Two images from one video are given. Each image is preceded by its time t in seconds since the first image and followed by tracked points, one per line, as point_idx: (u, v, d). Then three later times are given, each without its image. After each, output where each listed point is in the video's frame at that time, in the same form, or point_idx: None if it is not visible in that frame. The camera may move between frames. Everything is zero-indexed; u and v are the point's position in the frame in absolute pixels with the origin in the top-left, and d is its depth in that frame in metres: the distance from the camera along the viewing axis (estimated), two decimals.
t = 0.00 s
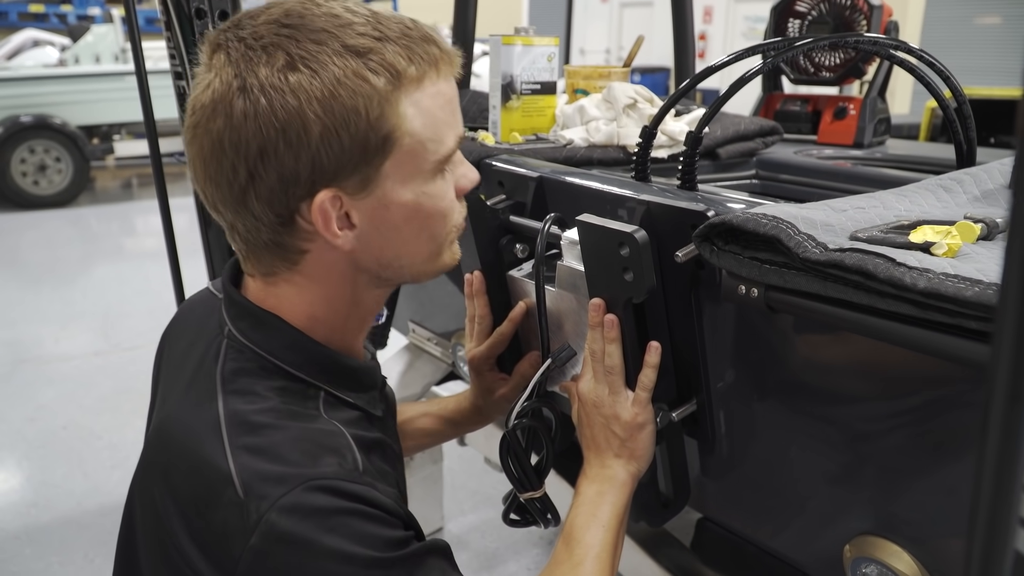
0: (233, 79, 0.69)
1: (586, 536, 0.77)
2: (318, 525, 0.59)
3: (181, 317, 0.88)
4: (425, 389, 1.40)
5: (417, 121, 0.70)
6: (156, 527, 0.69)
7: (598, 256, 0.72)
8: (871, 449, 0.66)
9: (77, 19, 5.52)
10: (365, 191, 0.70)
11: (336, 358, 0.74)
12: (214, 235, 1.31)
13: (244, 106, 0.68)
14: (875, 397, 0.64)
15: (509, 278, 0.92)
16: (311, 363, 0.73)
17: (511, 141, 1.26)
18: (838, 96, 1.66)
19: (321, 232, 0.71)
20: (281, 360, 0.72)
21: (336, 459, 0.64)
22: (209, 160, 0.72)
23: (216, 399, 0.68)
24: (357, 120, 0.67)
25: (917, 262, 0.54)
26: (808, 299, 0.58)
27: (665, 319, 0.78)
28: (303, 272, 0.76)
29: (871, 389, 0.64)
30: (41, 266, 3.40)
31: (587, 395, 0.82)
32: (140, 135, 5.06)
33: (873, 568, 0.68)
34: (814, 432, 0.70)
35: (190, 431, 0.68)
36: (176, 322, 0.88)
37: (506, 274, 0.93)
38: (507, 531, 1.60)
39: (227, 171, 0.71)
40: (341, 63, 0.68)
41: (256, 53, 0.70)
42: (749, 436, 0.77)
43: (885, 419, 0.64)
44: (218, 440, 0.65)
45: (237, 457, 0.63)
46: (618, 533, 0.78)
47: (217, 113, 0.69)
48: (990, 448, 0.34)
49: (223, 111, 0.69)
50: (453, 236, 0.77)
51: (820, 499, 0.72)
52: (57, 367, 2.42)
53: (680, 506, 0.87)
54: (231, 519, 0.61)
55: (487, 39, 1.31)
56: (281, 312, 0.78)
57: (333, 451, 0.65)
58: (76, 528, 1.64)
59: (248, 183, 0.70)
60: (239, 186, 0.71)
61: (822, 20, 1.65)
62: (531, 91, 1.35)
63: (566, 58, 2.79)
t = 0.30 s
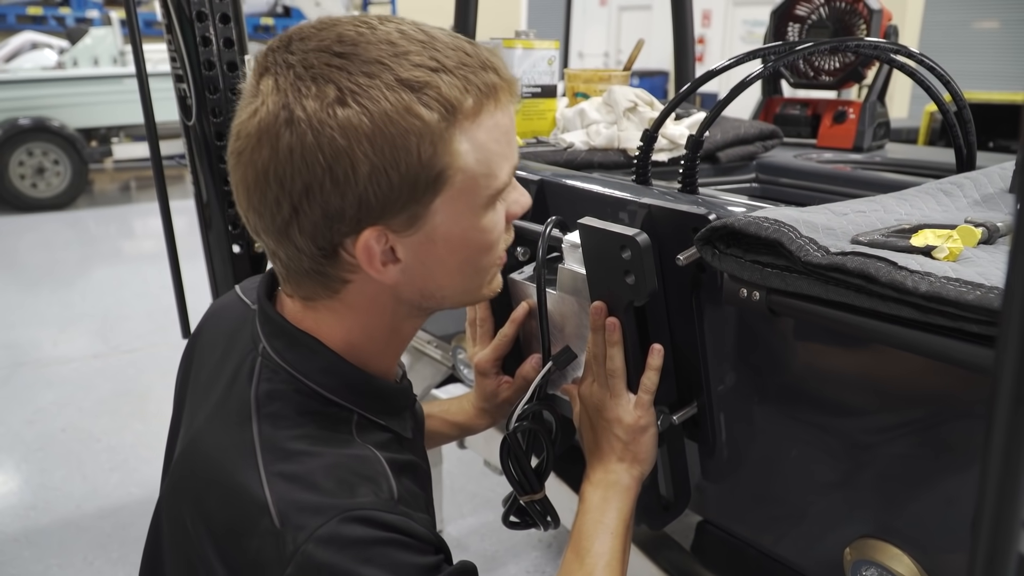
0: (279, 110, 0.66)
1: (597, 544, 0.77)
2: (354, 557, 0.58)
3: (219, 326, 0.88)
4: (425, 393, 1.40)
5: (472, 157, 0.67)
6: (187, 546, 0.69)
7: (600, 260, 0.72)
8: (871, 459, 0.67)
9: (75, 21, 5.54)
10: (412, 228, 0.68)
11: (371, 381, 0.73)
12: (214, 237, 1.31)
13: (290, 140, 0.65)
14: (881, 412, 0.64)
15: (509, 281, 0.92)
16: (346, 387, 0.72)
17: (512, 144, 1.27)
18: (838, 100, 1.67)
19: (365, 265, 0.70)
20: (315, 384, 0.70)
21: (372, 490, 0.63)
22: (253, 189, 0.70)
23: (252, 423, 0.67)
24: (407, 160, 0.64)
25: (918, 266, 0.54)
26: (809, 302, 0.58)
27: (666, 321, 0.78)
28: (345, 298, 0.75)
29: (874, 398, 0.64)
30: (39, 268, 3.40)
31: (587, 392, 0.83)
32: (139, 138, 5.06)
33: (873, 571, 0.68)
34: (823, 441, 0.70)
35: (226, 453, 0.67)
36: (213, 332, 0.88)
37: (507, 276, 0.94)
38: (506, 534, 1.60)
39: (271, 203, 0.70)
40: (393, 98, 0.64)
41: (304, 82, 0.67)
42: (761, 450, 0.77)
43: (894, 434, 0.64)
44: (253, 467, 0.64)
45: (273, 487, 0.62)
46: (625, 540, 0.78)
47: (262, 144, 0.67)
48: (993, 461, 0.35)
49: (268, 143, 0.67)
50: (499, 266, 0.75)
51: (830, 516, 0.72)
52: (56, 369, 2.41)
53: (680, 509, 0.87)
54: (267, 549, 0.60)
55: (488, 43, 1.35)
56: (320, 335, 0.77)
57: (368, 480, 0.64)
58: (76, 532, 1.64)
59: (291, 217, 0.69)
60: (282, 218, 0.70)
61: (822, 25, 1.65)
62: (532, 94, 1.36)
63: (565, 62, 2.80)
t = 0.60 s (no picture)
0: (318, 134, 0.65)
1: (605, 545, 0.77)
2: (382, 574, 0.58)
3: (239, 337, 0.87)
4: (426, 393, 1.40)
5: (509, 186, 0.67)
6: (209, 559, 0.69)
7: (600, 258, 0.73)
8: (866, 455, 0.68)
9: (67, 27, 5.53)
10: (445, 255, 0.69)
11: (393, 395, 0.73)
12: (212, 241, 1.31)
13: (329, 167, 0.65)
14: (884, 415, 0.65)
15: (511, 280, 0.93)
16: (370, 403, 0.72)
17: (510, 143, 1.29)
18: (832, 97, 1.67)
19: (395, 290, 0.70)
20: (342, 400, 0.70)
21: (399, 508, 0.64)
22: (285, 209, 0.70)
23: (275, 439, 0.67)
24: (446, 191, 0.64)
25: (917, 259, 0.54)
26: (809, 297, 0.59)
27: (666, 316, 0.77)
28: (372, 318, 0.75)
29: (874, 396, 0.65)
30: (35, 275, 3.40)
31: (586, 388, 0.83)
32: (134, 143, 5.06)
33: (876, 564, 0.69)
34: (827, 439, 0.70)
35: (250, 470, 0.67)
36: (235, 341, 0.87)
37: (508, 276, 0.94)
38: (506, 533, 1.61)
39: (303, 225, 0.69)
40: (435, 128, 0.64)
41: (344, 106, 0.66)
42: (769, 454, 0.77)
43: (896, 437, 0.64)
44: (279, 485, 0.64)
45: (300, 505, 0.62)
46: (631, 542, 0.79)
47: (298, 167, 0.67)
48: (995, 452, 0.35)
49: (305, 167, 0.66)
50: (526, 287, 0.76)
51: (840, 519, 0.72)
52: (53, 376, 2.41)
53: (682, 506, 0.87)
54: (295, 567, 0.61)
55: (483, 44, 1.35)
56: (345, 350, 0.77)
57: (394, 498, 0.65)
58: (76, 538, 1.64)
59: (324, 241, 0.69)
60: (314, 240, 0.70)
61: (816, 22, 1.66)
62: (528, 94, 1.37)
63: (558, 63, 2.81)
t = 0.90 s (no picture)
0: (348, 139, 0.65)
1: (600, 548, 0.80)
2: None
3: (241, 336, 0.87)
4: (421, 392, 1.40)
5: (525, 220, 0.68)
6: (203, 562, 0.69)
7: (598, 258, 0.73)
8: (860, 456, 0.68)
9: (60, 21, 5.50)
10: (450, 278, 0.69)
11: (388, 404, 0.72)
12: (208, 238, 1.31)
13: (354, 175, 0.64)
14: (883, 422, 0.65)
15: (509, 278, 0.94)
16: (367, 412, 0.71)
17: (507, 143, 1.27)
18: (828, 99, 1.68)
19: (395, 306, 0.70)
20: (337, 408, 0.70)
21: (392, 519, 0.65)
22: (300, 210, 0.69)
23: (270, 448, 0.67)
24: (467, 217, 0.65)
25: (914, 262, 0.54)
26: (806, 298, 0.59)
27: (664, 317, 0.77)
28: (371, 328, 0.75)
29: (871, 401, 0.65)
30: (27, 271, 3.38)
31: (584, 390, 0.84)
32: (127, 139, 5.04)
33: (870, 565, 0.69)
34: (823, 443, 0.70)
35: (244, 476, 0.67)
36: (236, 342, 0.87)
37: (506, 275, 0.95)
38: (500, 532, 1.61)
39: (316, 229, 0.69)
40: (468, 152, 0.64)
41: (379, 116, 0.65)
42: (763, 461, 0.77)
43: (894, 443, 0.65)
44: (272, 494, 0.64)
45: (292, 518, 0.62)
46: (625, 542, 0.81)
47: (322, 170, 0.66)
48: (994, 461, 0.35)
49: (329, 170, 0.65)
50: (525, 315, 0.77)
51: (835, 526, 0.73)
52: (46, 372, 2.40)
53: (676, 506, 0.87)
54: None
55: (480, 43, 1.34)
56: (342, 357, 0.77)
57: (387, 508, 0.66)
58: (68, 535, 1.63)
59: (335, 249, 0.68)
60: (324, 245, 0.69)
61: (812, 24, 1.66)
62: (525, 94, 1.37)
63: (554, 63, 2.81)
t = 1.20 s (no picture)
0: (338, 134, 0.64)
1: (576, 547, 0.80)
2: None
3: (229, 338, 0.87)
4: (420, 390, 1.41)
5: (515, 213, 0.68)
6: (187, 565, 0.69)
7: (597, 256, 0.73)
8: (858, 451, 0.68)
9: (52, 22, 5.48)
10: (439, 273, 0.69)
11: (375, 408, 0.72)
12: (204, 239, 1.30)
13: (344, 168, 0.64)
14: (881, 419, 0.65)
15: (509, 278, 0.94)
16: (355, 412, 0.71)
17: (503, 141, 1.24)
18: (823, 95, 1.68)
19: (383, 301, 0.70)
20: (325, 411, 0.70)
21: (381, 524, 0.64)
22: (287, 207, 0.68)
23: (257, 452, 0.67)
24: (459, 210, 0.65)
25: (915, 257, 0.54)
26: (808, 294, 0.59)
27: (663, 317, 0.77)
28: (360, 328, 0.74)
29: (869, 394, 0.65)
30: (20, 272, 3.37)
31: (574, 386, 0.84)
32: (120, 139, 5.02)
33: (870, 560, 0.69)
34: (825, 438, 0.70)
35: (232, 480, 0.66)
36: (224, 344, 0.87)
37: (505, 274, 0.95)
38: (498, 531, 1.60)
39: (304, 224, 0.68)
40: (458, 145, 0.64)
41: (369, 110, 0.65)
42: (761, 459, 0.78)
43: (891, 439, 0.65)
44: (259, 499, 0.64)
45: (279, 522, 0.62)
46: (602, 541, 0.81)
47: (310, 165, 0.65)
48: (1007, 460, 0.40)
49: (318, 165, 0.65)
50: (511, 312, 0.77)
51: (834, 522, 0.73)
52: (41, 373, 2.39)
53: (677, 502, 0.86)
54: None
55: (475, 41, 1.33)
56: (330, 358, 0.77)
57: (376, 513, 0.65)
58: (64, 536, 1.62)
59: (324, 245, 0.68)
60: (313, 242, 0.68)
61: (807, 20, 1.67)
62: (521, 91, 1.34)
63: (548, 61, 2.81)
